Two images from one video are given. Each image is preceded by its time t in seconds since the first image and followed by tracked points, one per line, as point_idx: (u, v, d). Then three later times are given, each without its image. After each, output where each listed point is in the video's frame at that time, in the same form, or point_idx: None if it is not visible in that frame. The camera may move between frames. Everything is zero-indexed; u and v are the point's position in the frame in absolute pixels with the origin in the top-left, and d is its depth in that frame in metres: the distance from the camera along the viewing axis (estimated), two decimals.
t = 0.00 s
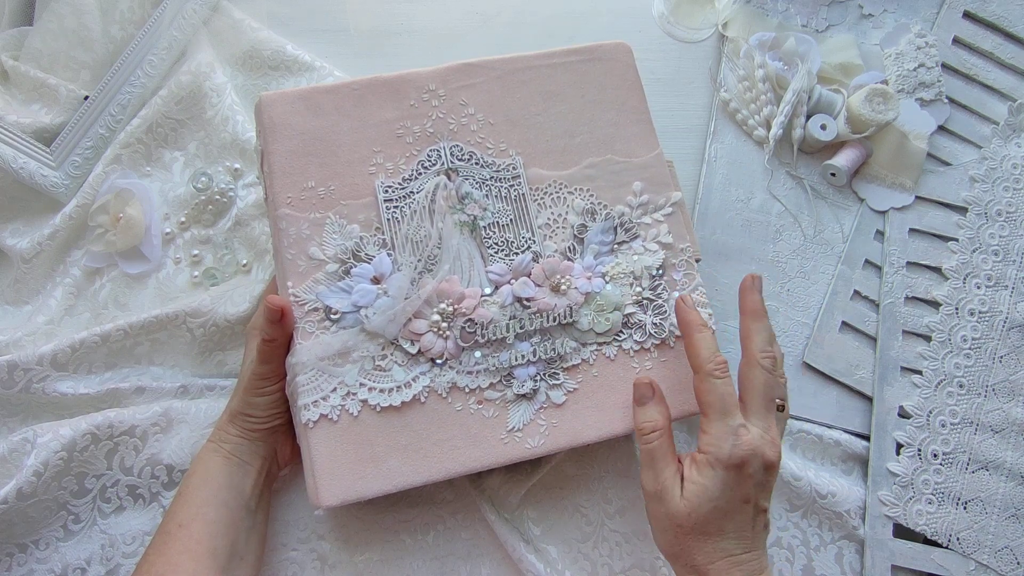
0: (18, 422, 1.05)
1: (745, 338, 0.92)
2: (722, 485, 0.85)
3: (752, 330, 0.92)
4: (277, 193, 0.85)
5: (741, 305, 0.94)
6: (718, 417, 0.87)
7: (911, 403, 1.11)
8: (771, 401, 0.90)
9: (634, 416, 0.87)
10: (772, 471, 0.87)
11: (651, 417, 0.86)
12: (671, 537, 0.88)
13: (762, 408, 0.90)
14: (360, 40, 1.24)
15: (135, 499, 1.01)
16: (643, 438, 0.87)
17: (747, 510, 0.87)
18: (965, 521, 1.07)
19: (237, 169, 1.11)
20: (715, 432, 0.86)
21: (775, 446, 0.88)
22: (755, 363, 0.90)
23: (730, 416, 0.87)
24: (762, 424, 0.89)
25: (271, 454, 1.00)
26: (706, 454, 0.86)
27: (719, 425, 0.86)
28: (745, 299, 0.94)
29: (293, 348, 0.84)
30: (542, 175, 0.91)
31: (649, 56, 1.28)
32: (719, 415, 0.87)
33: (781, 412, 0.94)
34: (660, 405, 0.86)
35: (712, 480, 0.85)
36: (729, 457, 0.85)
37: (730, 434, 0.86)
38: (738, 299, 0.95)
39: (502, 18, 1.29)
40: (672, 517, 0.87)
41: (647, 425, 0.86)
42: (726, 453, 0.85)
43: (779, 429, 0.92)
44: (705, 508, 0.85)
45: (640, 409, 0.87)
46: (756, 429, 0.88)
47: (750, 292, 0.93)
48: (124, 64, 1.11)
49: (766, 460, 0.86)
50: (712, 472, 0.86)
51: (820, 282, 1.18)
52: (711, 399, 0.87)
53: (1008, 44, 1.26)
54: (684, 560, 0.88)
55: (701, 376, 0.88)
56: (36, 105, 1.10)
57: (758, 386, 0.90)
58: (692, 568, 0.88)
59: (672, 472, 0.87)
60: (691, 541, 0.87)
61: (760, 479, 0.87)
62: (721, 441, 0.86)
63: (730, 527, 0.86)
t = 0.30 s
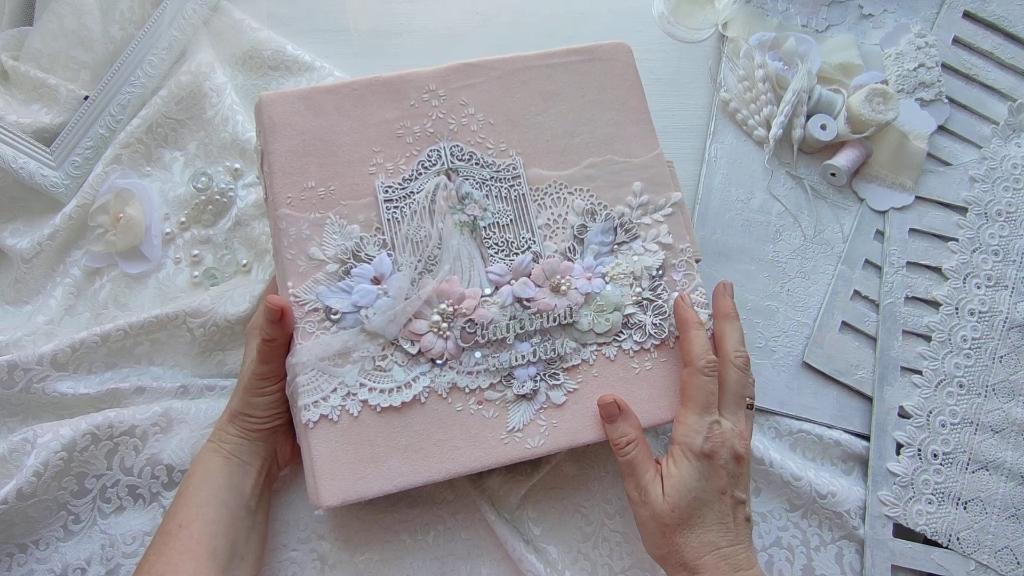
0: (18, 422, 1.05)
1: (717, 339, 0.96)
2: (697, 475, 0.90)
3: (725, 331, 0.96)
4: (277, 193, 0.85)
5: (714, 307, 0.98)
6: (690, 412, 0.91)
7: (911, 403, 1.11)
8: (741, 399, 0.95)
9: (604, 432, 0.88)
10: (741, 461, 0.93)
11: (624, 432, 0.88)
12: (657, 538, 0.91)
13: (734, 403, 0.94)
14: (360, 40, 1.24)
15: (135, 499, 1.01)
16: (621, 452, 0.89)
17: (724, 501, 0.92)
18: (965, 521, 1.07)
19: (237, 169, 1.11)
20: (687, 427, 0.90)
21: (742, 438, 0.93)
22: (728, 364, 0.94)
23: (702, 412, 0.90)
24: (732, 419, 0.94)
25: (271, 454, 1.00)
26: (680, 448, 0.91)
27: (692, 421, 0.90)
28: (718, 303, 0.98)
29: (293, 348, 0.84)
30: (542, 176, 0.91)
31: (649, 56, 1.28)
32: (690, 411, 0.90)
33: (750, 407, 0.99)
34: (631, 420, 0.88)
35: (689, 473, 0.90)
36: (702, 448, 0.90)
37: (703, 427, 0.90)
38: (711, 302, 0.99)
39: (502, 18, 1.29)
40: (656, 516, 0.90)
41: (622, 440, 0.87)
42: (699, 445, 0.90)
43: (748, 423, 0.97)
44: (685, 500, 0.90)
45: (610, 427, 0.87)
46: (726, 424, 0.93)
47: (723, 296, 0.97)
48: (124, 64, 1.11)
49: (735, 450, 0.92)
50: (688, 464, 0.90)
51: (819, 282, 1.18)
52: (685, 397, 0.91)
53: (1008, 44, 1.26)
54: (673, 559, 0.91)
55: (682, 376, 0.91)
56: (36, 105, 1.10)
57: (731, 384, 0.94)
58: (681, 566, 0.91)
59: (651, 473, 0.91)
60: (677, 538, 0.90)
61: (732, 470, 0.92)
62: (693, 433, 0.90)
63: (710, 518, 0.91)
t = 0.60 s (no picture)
0: (18, 422, 1.05)
1: (715, 342, 0.95)
2: (693, 476, 0.90)
3: (723, 334, 0.95)
4: (277, 193, 0.85)
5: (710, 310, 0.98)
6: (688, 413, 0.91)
7: (911, 403, 1.11)
8: (740, 403, 0.95)
9: (608, 436, 0.88)
10: (738, 463, 0.93)
11: (626, 435, 0.87)
12: (655, 538, 0.92)
13: (732, 407, 0.95)
14: (360, 40, 1.24)
15: (135, 499, 1.01)
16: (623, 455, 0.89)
17: (720, 501, 0.92)
18: (964, 521, 1.07)
19: (237, 169, 1.11)
20: (685, 428, 0.90)
21: (740, 441, 0.94)
22: (728, 369, 0.94)
23: (700, 413, 0.90)
24: (730, 421, 0.94)
25: (271, 454, 1.00)
26: (677, 448, 0.91)
27: (690, 422, 0.90)
28: (714, 307, 0.98)
29: (294, 349, 0.84)
30: (542, 176, 0.91)
31: (649, 56, 1.28)
32: (688, 412, 0.90)
33: (749, 410, 0.99)
34: (634, 423, 0.88)
35: (686, 474, 0.90)
36: (699, 449, 0.90)
37: (700, 428, 0.90)
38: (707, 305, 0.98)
39: (502, 18, 1.29)
40: (654, 516, 0.90)
41: (624, 443, 0.87)
42: (696, 446, 0.90)
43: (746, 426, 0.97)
44: (682, 501, 0.90)
45: (614, 432, 0.87)
46: (724, 426, 0.93)
47: (719, 301, 0.98)
48: (124, 64, 1.11)
49: (732, 452, 0.92)
50: (685, 465, 0.90)
51: (820, 282, 1.18)
52: (683, 399, 0.90)
53: (1008, 45, 1.26)
54: (672, 559, 0.91)
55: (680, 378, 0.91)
56: (36, 105, 1.10)
57: (730, 387, 0.94)
58: (679, 566, 0.91)
59: (650, 474, 0.91)
60: (675, 538, 0.90)
61: (729, 471, 0.92)
62: (690, 435, 0.90)
63: (708, 519, 0.91)
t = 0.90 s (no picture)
0: (18, 422, 1.05)
1: (714, 344, 0.95)
2: (692, 477, 0.90)
3: (722, 335, 0.95)
4: (277, 194, 0.85)
5: (710, 311, 0.97)
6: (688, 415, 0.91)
7: (911, 403, 1.11)
8: (739, 403, 0.95)
9: (608, 436, 0.88)
10: (738, 464, 0.93)
11: (626, 436, 0.87)
12: (654, 538, 0.92)
13: (731, 408, 0.95)
14: (360, 40, 1.24)
15: (135, 499, 1.01)
16: (622, 456, 0.89)
17: (718, 502, 0.92)
18: (964, 521, 1.07)
19: (237, 169, 1.11)
20: (684, 429, 0.90)
21: (738, 442, 0.94)
22: (728, 368, 0.94)
23: (699, 414, 0.90)
24: (729, 422, 0.94)
25: (271, 454, 1.00)
26: (676, 449, 0.91)
27: (688, 424, 0.90)
28: (714, 308, 0.97)
29: (294, 350, 0.84)
30: (542, 177, 0.91)
31: (649, 56, 1.28)
32: (687, 414, 0.90)
33: (748, 411, 0.99)
34: (633, 424, 0.88)
35: (685, 475, 0.90)
36: (697, 450, 0.90)
37: (698, 430, 0.90)
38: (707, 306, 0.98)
39: (502, 18, 1.29)
40: (653, 517, 0.91)
41: (624, 444, 0.87)
42: (695, 447, 0.90)
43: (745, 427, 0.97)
44: (680, 502, 0.90)
45: (614, 432, 0.87)
46: (722, 427, 0.93)
47: (718, 302, 0.97)
48: (124, 64, 1.11)
49: (730, 453, 0.92)
50: (684, 466, 0.91)
51: (820, 282, 1.18)
52: (682, 400, 0.90)
53: (1008, 45, 1.26)
54: (671, 559, 0.92)
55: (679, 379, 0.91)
56: (36, 105, 1.10)
57: (728, 389, 0.94)
58: (676, 566, 0.92)
59: (650, 474, 0.91)
60: (673, 539, 0.91)
61: (728, 472, 0.92)
62: (689, 436, 0.90)
63: (706, 521, 0.91)
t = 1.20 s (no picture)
0: (18, 422, 1.05)
1: (714, 345, 0.95)
2: (691, 478, 0.90)
3: (722, 337, 0.95)
4: (277, 194, 0.85)
5: (711, 312, 0.97)
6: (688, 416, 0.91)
7: (911, 403, 1.11)
8: (739, 404, 0.96)
9: (608, 437, 0.88)
10: (737, 466, 0.93)
11: (626, 437, 0.87)
12: (652, 539, 0.92)
13: (731, 409, 0.95)
14: (360, 40, 1.24)
15: (135, 499, 1.00)
16: (622, 456, 0.89)
17: (718, 503, 0.92)
18: (965, 521, 1.07)
19: (237, 169, 1.10)
20: (684, 430, 0.90)
21: (738, 444, 0.94)
22: (728, 368, 0.94)
23: (699, 415, 0.90)
24: (728, 424, 0.95)
25: (271, 454, 1.00)
26: (676, 450, 0.91)
27: (688, 425, 0.90)
28: (714, 309, 0.97)
29: (294, 350, 0.84)
30: (543, 177, 0.91)
31: (649, 56, 1.28)
32: (687, 415, 0.90)
33: (748, 412, 0.99)
34: (634, 424, 0.87)
35: (684, 476, 0.90)
36: (697, 451, 0.90)
37: (698, 431, 0.90)
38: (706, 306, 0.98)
39: (502, 18, 1.29)
40: (651, 517, 0.90)
41: (624, 445, 0.87)
42: (694, 448, 0.90)
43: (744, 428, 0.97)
44: (680, 502, 0.90)
45: (615, 432, 0.87)
46: (721, 428, 0.93)
47: (718, 303, 0.97)
48: (124, 65, 1.11)
49: (730, 454, 0.92)
50: (684, 467, 0.91)
51: (820, 282, 1.17)
52: (683, 401, 0.90)
53: (1008, 45, 1.26)
54: (669, 559, 0.92)
55: (679, 380, 0.91)
56: (36, 105, 1.10)
57: (727, 390, 0.94)
58: (675, 566, 0.92)
59: (650, 475, 0.91)
60: (672, 539, 0.91)
61: (727, 473, 0.93)
62: (688, 437, 0.90)
63: (705, 522, 0.92)
